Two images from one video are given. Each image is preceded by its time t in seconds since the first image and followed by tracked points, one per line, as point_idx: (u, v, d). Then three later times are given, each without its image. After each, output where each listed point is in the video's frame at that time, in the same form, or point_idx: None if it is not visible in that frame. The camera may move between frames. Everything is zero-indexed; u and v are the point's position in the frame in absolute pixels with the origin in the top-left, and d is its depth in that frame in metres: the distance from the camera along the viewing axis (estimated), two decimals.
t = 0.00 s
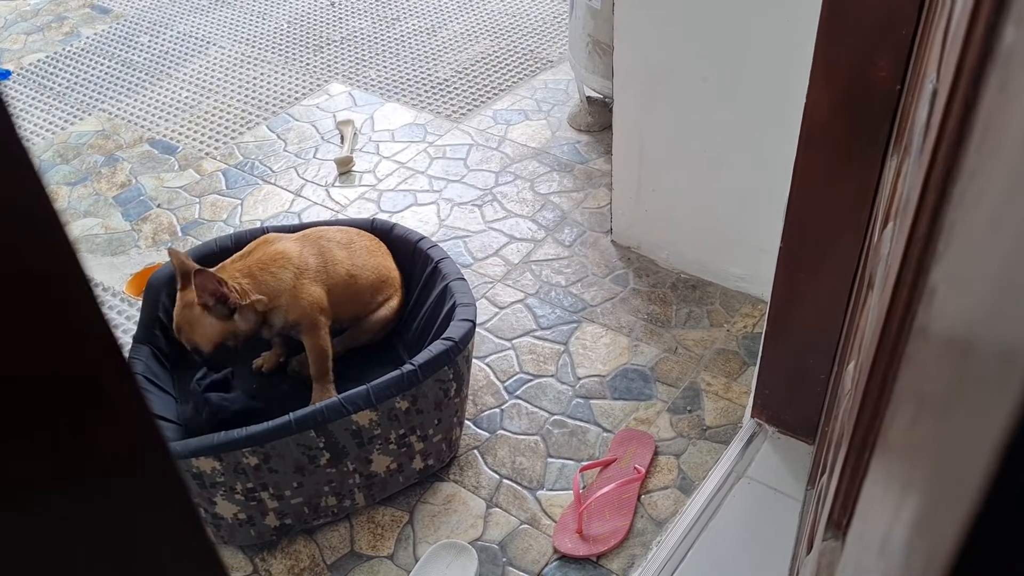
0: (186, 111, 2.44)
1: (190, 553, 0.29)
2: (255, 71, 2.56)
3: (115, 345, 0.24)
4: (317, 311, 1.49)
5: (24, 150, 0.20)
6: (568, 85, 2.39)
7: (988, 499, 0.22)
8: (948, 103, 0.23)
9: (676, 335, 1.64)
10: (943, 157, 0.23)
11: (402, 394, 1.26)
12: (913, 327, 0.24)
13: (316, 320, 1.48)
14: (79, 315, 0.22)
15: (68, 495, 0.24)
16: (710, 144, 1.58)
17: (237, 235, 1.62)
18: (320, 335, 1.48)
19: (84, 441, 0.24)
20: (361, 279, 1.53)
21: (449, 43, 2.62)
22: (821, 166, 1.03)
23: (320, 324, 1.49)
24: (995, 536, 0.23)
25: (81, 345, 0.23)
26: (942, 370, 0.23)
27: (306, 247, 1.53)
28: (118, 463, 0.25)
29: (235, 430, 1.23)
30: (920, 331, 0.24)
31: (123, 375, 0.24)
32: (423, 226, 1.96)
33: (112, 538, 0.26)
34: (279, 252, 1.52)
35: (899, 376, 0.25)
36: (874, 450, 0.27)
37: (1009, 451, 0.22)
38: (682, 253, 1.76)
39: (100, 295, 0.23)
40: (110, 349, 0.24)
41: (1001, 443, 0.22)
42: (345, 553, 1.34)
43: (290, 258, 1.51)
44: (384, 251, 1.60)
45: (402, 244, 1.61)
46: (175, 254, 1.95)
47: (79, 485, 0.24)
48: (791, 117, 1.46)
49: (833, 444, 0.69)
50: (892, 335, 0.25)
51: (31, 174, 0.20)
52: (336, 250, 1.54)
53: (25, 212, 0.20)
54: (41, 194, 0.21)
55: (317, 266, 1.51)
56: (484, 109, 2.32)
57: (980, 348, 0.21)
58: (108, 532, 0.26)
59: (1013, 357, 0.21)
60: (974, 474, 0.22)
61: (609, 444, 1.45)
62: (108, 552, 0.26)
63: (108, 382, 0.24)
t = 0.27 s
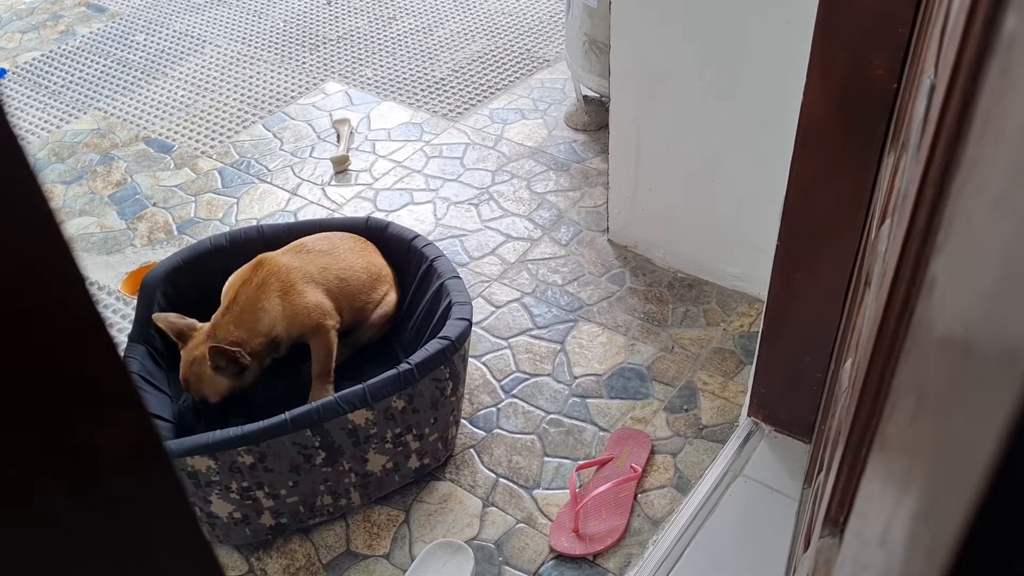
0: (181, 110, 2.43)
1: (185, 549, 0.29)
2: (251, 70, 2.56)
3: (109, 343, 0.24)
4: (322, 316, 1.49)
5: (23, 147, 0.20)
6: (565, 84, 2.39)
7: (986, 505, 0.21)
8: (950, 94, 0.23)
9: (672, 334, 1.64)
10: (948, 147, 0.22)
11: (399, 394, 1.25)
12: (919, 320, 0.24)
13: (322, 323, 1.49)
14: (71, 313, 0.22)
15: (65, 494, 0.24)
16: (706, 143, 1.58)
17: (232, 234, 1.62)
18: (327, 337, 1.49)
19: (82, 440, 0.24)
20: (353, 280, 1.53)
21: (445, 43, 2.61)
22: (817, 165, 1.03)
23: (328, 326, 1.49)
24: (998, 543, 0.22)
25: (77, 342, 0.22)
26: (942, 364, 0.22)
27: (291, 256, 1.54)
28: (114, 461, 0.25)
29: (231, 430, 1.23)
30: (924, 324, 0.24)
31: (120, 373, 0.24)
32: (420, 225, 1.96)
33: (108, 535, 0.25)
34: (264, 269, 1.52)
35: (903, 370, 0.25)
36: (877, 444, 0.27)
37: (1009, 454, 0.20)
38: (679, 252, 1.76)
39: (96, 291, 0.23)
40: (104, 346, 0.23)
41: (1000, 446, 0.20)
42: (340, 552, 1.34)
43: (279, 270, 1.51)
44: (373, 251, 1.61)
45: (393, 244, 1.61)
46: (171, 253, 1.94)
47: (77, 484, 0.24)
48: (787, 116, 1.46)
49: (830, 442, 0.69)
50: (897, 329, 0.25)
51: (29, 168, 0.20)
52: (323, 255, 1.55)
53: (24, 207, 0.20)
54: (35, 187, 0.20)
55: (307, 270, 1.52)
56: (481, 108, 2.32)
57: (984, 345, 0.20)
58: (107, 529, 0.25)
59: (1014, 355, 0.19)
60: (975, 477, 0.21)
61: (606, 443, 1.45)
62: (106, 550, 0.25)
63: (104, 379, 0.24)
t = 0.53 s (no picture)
0: (177, 110, 2.43)
1: (177, 550, 0.29)
2: (247, 71, 2.56)
3: (96, 344, 0.24)
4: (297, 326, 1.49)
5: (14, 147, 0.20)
6: (561, 85, 2.39)
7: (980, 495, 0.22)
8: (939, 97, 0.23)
9: (668, 335, 1.64)
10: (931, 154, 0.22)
11: (393, 396, 1.25)
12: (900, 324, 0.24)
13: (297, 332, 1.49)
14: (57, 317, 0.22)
15: (58, 494, 0.24)
16: (702, 144, 1.59)
17: (226, 235, 1.62)
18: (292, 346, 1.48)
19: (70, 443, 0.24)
20: (338, 284, 1.53)
21: (441, 44, 2.61)
22: (812, 166, 1.03)
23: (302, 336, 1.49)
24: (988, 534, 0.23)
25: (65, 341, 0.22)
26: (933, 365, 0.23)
27: (278, 258, 1.53)
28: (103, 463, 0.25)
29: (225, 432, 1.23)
30: (907, 328, 0.24)
31: (108, 374, 0.24)
32: (415, 226, 1.96)
33: (98, 534, 0.26)
34: (251, 270, 1.52)
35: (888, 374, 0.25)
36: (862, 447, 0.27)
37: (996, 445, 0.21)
38: (675, 253, 1.76)
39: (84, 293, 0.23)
40: (92, 347, 0.23)
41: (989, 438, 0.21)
42: (336, 553, 1.33)
43: (265, 274, 1.51)
44: (364, 251, 1.59)
45: (386, 244, 1.60)
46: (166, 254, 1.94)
47: (64, 487, 0.24)
48: (782, 117, 1.46)
49: (824, 444, 0.69)
50: (883, 331, 0.25)
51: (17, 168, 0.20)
52: (310, 257, 1.54)
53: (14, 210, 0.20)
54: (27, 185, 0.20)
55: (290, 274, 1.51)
56: (476, 109, 2.32)
57: (974, 343, 0.21)
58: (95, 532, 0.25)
59: (998, 354, 0.20)
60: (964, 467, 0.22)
61: (601, 444, 1.45)
62: (97, 550, 0.26)
63: (93, 379, 0.24)
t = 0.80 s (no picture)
0: (172, 110, 2.43)
1: (167, 548, 0.29)
2: (242, 70, 2.55)
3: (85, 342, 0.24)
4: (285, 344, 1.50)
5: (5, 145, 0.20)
6: (557, 85, 2.39)
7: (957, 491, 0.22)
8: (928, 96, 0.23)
9: (663, 335, 1.64)
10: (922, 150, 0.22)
11: (388, 397, 1.25)
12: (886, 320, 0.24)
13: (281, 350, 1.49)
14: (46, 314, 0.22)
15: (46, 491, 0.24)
16: (697, 144, 1.59)
17: (220, 234, 1.61)
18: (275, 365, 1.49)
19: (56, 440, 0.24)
20: (330, 299, 1.52)
21: (437, 43, 2.61)
22: (806, 166, 1.03)
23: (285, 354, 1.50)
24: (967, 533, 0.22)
25: (55, 338, 0.22)
26: (916, 361, 0.23)
27: (272, 271, 1.52)
28: (89, 461, 0.25)
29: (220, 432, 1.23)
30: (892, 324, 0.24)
31: (97, 372, 0.24)
32: (411, 226, 1.96)
33: (86, 531, 0.26)
34: (244, 284, 1.51)
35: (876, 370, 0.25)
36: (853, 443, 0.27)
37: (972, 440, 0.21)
38: (670, 253, 1.76)
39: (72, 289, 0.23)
40: (81, 345, 0.23)
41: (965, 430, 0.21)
42: (330, 553, 1.33)
43: (258, 290, 1.50)
44: (362, 261, 1.58)
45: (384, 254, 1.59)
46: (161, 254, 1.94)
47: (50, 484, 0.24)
48: (777, 117, 1.46)
49: (817, 443, 0.69)
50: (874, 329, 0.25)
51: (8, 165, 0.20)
52: (305, 270, 1.53)
53: None
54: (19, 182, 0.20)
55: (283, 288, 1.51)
56: (472, 109, 2.32)
57: (954, 338, 0.21)
58: (82, 529, 0.25)
59: (974, 351, 0.20)
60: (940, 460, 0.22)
61: (596, 444, 1.45)
62: (85, 547, 0.26)
63: (83, 377, 0.24)
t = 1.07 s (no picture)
0: (168, 109, 2.42)
1: (163, 548, 0.29)
2: (239, 70, 2.55)
3: (83, 342, 0.24)
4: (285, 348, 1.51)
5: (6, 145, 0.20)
6: (554, 85, 2.39)
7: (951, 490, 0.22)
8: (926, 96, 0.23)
9: (659, 335, 1.64)
10: (918, 152, 0.22)
11: (385, 397, 1.25)
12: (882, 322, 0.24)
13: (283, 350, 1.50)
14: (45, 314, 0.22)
15: (44, 491, 0.24)
16: (693, 144, 1.59)
17: (216, 234, 1.61)
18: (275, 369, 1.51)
19: (55, 441, 0.24)
20: (328, 301, 1.53)
21: (434, 43, 2.61)
22: (802, 167, 1.04)
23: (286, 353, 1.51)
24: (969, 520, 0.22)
25: (56, 339, 0.22)
26: (909, 362, 0.23)
27: (268, 275, 1.53)
28: (87, 462, 0.25)
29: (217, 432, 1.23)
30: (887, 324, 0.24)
31: (94, 373, 0.24)
32: (407, 226, 1.96)
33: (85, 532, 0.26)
34: (244, 288, 1.52)
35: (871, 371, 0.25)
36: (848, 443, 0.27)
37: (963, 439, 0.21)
38: (666, 253, 1.76)
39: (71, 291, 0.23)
40: (78, 346, 0.24)
41: (957, 429, 0.21)
42: (327, 553, 1.33)
43: (257, 294, 1.51)
44: (357, 261, 1.58)
45: (379, 254, 1.60)
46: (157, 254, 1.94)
47: (48, 484, 0.24)
48: (774, 118, 1.46)
49: (813, 443, 0.69)
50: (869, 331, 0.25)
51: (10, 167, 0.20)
52: (302, 272, 1.54)
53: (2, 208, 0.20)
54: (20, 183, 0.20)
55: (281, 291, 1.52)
56: (469, 109, 2.32)
57: (946, 339, 0.21)
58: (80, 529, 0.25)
59: (966, 351, 0.21)
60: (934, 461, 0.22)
61: (593, 444, 1.45)
62: (83, 548, 0.26)
63: (81, 378, 0.24)
